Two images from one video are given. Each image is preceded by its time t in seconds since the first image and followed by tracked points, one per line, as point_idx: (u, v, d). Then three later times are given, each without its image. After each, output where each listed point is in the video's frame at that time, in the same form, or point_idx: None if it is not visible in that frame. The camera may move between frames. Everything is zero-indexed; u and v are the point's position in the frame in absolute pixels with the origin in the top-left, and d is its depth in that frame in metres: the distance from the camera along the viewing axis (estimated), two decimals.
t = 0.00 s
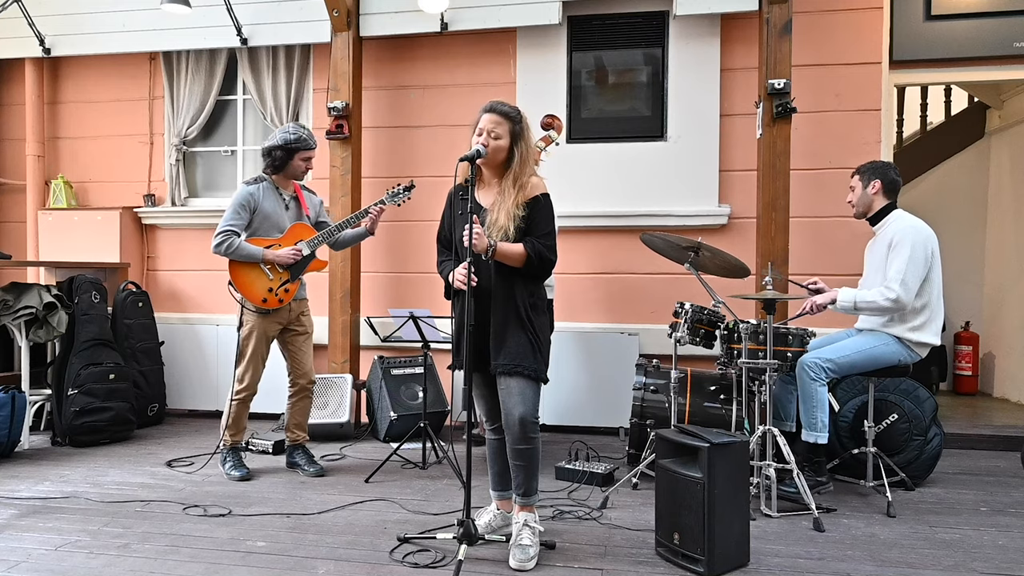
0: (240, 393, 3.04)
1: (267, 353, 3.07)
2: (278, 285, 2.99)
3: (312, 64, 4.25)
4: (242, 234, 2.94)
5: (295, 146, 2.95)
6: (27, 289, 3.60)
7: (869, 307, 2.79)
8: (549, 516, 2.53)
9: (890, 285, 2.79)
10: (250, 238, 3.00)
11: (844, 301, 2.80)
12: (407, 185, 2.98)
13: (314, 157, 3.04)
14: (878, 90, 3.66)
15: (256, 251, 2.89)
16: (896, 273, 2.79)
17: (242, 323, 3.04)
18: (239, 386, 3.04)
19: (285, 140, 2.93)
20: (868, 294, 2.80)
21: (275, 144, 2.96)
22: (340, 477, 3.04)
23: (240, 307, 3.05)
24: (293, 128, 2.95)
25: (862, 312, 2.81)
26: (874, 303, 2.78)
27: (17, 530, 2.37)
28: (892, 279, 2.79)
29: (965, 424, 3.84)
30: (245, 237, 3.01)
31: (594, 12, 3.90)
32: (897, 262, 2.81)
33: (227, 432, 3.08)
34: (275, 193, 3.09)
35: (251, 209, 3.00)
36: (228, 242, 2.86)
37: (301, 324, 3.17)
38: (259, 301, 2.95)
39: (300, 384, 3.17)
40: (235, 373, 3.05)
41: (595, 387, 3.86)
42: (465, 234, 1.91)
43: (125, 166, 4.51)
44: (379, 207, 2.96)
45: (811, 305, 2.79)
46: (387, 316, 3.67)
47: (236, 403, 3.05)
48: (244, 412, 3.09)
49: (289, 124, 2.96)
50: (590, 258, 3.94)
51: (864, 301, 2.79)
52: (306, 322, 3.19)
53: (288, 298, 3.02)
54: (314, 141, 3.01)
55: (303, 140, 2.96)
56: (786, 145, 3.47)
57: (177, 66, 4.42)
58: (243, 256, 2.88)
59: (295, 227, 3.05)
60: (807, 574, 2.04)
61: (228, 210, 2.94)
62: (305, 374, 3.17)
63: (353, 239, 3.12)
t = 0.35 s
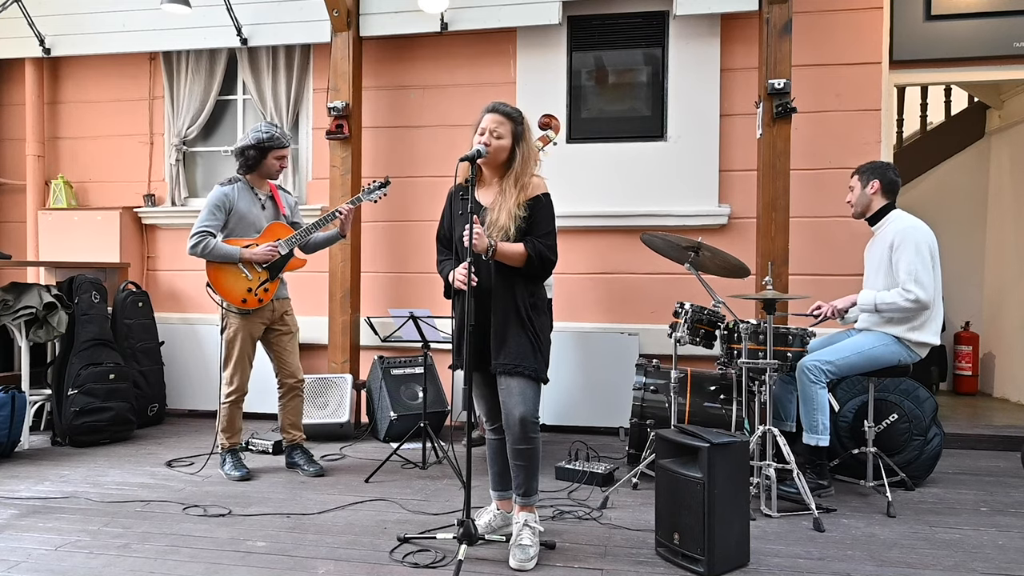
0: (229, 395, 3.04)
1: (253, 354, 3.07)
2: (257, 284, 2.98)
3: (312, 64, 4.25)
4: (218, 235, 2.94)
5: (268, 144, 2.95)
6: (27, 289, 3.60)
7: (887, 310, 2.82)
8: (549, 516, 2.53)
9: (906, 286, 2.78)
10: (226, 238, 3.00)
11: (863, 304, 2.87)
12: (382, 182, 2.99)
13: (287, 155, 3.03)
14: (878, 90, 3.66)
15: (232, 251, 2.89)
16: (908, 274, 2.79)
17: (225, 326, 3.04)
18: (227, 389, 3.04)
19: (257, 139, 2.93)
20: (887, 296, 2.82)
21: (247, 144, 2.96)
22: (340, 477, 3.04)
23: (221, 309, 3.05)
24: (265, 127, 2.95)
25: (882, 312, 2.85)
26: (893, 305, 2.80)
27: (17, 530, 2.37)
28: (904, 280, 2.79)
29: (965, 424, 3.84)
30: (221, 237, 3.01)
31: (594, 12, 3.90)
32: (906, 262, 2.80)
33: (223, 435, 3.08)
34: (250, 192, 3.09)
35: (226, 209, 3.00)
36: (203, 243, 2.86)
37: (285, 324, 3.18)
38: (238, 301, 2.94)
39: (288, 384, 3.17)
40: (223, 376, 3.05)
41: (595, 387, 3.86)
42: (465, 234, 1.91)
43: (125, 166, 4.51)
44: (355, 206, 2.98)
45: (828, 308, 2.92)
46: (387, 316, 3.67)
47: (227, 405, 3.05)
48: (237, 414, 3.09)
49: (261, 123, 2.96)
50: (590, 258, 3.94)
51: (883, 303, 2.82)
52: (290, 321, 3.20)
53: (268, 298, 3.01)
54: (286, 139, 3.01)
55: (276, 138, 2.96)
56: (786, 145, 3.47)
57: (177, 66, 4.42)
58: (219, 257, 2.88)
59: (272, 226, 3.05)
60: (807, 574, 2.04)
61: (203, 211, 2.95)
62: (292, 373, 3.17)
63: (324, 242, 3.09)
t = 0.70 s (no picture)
0: (230, 396, 3.03)
1: (254, 354, 3.07)
2: (254, 284, 2.97)
3: (312, 64, 4.25)
4: (215, 235, 2.95)
5: (263, 144, 2.96)
6: (27, 289, 3.60)
7: (894, 305, 2.80)
8: (549, 516, 2.53)
9: (913, 282, 2.77)
10: (223, 238, 3.00)
11: (869, 300, 2.85)
12: (379, 180, 2.96)
13: (283, 155, 3.04)
14: (878, 91, 3.66)
15: (228, 250, 2.90)
16: (913, 271, 2.79)
17: (224, 326, 3.04)
18: (228, 390, 3.03)
19: (252, 138, 2.94)
20: (893, 291, 2.80)
21: (242, 143, 2.97)
22: (340, 477, 3.04)
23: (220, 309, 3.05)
24: (259, 127, 2.96)
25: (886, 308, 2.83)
26: (899, 300, 2.78)
27: (17, 530, 2.37)
28: (909, 277, 2.79)
29: (965, 424, 3.84)
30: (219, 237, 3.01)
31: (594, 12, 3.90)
32: (910, 260, 2.80)
33: (222, 436, 3.07)
34: (247, 192, 3.10)
35: (222, 209, 3.00)
36: (200, 243, 2.87)
37: (285, 323, 3.18)
38: (235, 301, 2.94)
39: (289, 384, 3.17)
40: (224, 377, 3.04)
41: (595, 387, 3.86)
42: (465, 234, 1.91)
43: (125, 166, 4.51)
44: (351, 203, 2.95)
45: (835, 304, 2.87)
46: (387, 316, 3.67)
47: (227, 406, 3.04)
48: (237, 415, 3.08)
49: (256, 123, 2.97)
50: (590, 258, 3.94)
51: (889, 299, 2.80)
52: (289, 321, 3.19)
53: (265, 297, 3.01)
54: (282, 138, 3.01)
55: (270, 138, 2.97)
56: (786, 145, 3.47)
57: (177, 66, 4.42)
58: (215, 256, 2.89)
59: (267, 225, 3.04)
60: (807, 574, 2.04)
61: (200, 211, 2.96)
62: (292, 374, 3.17)
63: (318, 243, 3.08)
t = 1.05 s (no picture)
0: (239, 396, 3.03)
1: (266, 356, 3.07)
2: (270, 285, 2.98)
3: (312, 64, 4.25)
4: (231, 237, 2.96)
5: (278, 146, 2.96)
6: (27, 289, 3.60)
7: (886, 307, 2.79)
8: (549, 516, 2.53)
9: (905, 284, 2.77)
10: (238, 240, 3.01)
11: (860, 300, 2.81)
12: (391, 181, 3.00)
13: (297, 157, 3.05)
14: (878, 90, 3.66)
15: (245, 252, 2.90)
16: (906, 273, 2.79)
17: (239, 326, 3.04)
18: (238, 390, 3.03)
19: (266, 141, 2.95)
20: (885, 293, 2.80)
21: (258, 146, 2.98)
22: (340, 477, 3.04)
23: (235, 310, 3.06)
24: (274, 129, 2.96)
25: (879, 310, 2.82)
26: (890, 302, 2.78)
27: (17, 530, 2.37)
28: (902, 279, 2.79)
29: (965, 424, 3.84)
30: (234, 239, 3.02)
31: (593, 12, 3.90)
32: (904, 262, 2.80)
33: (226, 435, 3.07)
34: (261, 195, 3.10)
35: (238, 211, 3.01)
36: (216, 245, 2.87)
37: (298, 324, 3.19)
38: (252, 302, 2.95)
39: (300, 385, 3.17)
40: (235, 376, 3.04)
41: (595, 387, 3.86)
42: (465, 234, 1.91)
43: (125, 166, 4.51)
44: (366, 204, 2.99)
45: (827, 298, 2.78)
46: (387, 316, 3.67)
47: (235, 405, 3.04)
48: (244, 415, 3.08)
49: (270, 126, 2.97)
50: (590, 258, 3.94)
51: (881, 300, 2.79)
52: (303, 322, 3.20)
53: (281, 298, 3.01)
54: (296, 141, 3.02)
55: (285, 140, 2.97)
56: (786, 145, 3.47)
57: (177, 66, 4.42)
58: (232, 258, 2.88)
59: (283, 227, 3.05)
60: (807, 574, 2.04)
61: (216, 214, 2.96)
62: (304, 375, 3.17)
63: (332, 243, 3.11)
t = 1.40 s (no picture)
0: (249, 394, 3.04)
1: (281, 355, 3.07)
2: (291, 285, 3.00)
3: (312, 64, 4.25)
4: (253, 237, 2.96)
5: (301, 148, 2.98)
6: (27, 289, 3.60)
7: (887, 308, 2.80)
8: (549, 516, 2.53)
9: (906, 284, 2.78)
10: (260, 240, 3.01)
11: (862, 301, 2.83)
12: (410, 185, 3.00)
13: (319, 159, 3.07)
14: (878, 90, 3.66)
15: (268, 252, 2.91)
16: (907, 272, 2.79)
17: (256, 325, 3.05)
18: (249, 387, 3.04)
19: (290, 143, 2.96)
20: (886, 293, 2.81)
21: (281, 147, 2.98)
22: (340, 477, 3.04)
23: (253, 308, 3.07)
24: (298, 131, 2.97)
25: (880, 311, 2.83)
26: (892, 303, 2.79)
27: (17, 530, 2.37)
28: (903, 279, 2.79)
29: (965, 424, 3.84)
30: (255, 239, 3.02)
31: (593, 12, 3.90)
32: (905, 261, 2.80)
33: (230, 432, 3.07)
34: (283, 196, 3.11)
35: (260, 211, 3.01)
36: (240, 245, 2.88)
37: (314, 325, 3.18)
38: (273, 301, 2.97)
39: (310, 386, 3.16)
40: (247, 374, 3.06)
41: (595, 387, 3.86)
42: (465, 234, 1.91)
43: (125, 166, 4.51)
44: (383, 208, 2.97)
45: (828, 305, 2.83)
46: (387, 316, 3.67)
47: (243, 403, 3.05)
48: (251, 413, 3.08)
49: (294, 128, 2.99)
50: (590, 258, 3.94)
51: (883, 301, 2.80)
52: (319, 322, 3.21)
53: (301, 298, 3.03)
54: (319, 143, 3.03)
55: (308, 142, 2.98)
56: (786, 145, 3.47)
57: (177, 66, 4.42)
58: (255, 258, 2.90)
59: (304, 228, 3.06)
60: (807, 574, 2.04)
61: (238, 214, 2.96)
62: (314, 377, 3.15)
63: (349, 245, 3.09)
